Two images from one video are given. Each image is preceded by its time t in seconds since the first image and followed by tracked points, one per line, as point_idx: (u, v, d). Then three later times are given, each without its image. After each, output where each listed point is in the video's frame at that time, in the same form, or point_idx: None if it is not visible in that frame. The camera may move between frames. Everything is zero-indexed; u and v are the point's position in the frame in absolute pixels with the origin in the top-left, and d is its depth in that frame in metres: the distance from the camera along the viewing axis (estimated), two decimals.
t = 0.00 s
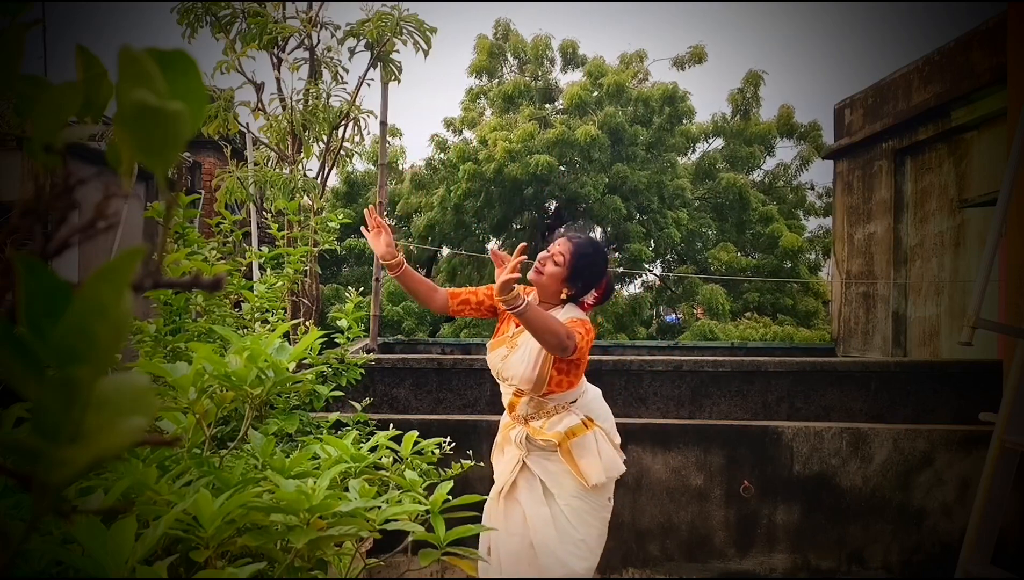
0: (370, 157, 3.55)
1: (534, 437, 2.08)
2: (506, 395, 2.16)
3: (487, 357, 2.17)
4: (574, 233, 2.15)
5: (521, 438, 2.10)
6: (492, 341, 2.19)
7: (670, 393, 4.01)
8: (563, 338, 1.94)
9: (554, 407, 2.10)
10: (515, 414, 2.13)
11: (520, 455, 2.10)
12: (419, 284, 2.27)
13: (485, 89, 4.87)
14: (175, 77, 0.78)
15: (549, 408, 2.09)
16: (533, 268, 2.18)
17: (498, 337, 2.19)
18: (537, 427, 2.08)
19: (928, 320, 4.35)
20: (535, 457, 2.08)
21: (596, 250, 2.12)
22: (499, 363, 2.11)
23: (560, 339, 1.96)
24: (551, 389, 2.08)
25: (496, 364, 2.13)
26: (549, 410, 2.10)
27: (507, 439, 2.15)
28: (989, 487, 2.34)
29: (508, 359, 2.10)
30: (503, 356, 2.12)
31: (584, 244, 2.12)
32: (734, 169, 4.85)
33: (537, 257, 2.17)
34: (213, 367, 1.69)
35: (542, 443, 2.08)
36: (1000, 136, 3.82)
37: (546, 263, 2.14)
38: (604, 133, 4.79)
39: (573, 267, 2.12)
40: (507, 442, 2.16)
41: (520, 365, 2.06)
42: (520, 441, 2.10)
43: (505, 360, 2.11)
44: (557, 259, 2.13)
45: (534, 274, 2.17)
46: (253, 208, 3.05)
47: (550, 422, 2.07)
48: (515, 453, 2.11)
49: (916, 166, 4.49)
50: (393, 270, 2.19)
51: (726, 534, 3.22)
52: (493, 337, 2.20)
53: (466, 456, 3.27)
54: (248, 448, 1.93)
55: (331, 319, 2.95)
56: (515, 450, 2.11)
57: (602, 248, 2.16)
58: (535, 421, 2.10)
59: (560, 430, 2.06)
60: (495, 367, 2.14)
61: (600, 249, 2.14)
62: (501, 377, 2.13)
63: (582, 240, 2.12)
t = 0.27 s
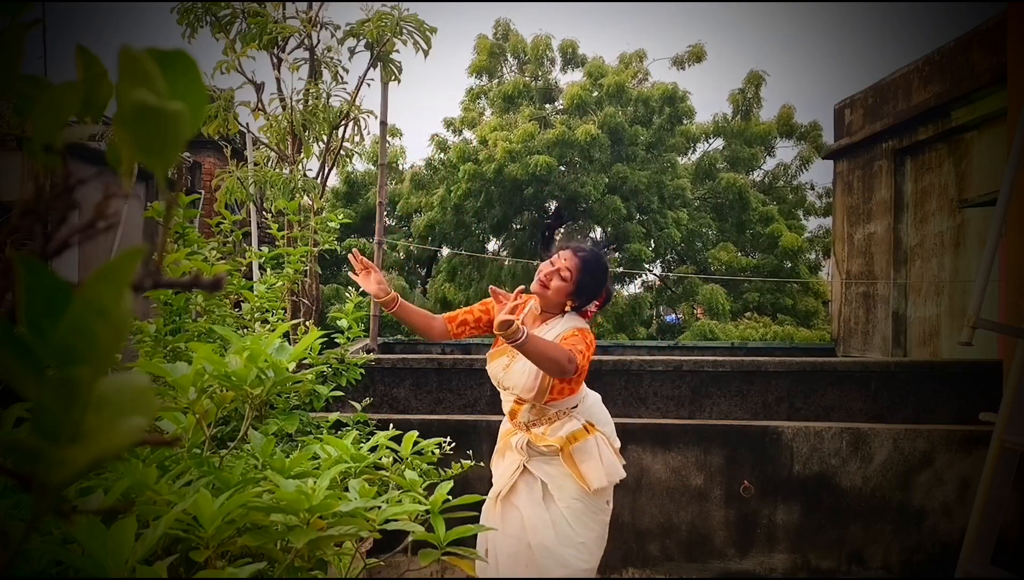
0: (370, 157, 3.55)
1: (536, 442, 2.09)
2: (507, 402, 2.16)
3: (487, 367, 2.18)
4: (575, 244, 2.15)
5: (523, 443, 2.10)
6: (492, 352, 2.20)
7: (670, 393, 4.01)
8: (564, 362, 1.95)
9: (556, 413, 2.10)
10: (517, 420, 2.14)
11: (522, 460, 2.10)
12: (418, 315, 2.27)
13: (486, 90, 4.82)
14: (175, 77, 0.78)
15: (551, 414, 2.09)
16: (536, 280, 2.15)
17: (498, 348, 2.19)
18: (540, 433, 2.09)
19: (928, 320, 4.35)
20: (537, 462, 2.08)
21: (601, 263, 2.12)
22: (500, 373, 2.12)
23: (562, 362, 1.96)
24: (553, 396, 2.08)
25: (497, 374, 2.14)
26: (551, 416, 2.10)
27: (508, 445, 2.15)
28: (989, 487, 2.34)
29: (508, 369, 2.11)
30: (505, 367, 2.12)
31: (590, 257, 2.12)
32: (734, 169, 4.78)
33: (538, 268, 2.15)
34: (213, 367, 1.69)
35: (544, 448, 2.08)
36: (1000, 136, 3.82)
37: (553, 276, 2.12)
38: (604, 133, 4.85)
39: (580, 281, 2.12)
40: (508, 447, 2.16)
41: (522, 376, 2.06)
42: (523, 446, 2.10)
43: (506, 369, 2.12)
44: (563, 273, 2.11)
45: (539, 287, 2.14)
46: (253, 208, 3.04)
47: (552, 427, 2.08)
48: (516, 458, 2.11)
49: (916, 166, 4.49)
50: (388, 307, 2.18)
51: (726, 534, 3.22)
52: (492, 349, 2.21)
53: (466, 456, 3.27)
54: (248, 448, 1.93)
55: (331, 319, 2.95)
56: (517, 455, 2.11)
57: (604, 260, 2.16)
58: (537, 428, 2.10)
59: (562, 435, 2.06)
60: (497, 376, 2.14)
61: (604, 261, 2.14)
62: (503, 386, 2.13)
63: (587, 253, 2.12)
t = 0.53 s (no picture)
0: (370, 157, 3.55)
1: (538, 448, 2.08)
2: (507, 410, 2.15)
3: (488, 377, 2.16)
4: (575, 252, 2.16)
5: (525, 449, 2.10)
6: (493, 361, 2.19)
7: (670, 393, 4.01)
8: (565, 386, 1.95)
9: (558, 419, 2.10)
10: (519, 427, 2.12)
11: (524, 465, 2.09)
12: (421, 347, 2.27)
13: (486, 91, 4.72)
14: (175, 77, 0.78)
15: (553, 421, 2.09)
16: (538, 290, 2.14)
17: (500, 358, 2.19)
18: (542, 439, 2.08)
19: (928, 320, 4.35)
20: (538, 467, 2.08)
21: (602, 271, 2.13)
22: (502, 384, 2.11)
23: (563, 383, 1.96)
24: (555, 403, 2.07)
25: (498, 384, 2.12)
26: (553, 422, 2.10)
27: (509, 450, 2.15)
28: (989, 486, 2.34)
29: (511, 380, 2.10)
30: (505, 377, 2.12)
31: (592, 266, 2.12)
32: (734, 169, 4.81)
33: (540, 278, 2.14)
34: (213, 367, 1.69)
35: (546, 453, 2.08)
36: (1000, 136, 3.82)
37: (558, 287, 2.12)
38: (604, 133, 4.85)
39: (583, 290, 2.13)
40: (508, 452, 2.15)
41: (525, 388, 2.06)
42: (524, 451, 2.09)
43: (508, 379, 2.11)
44: (566, 282, 2.12)
45: (542, 297, 2.13)
46: (253, 208, 3.04)
47: (554, 433, 2.08)
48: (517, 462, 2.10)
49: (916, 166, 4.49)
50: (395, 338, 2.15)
51: (726, 534, 3.22)
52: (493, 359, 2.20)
53: (466, 456, 3.27)
54: (248, 448, 1.93)
55: (331, 319, 2.95)
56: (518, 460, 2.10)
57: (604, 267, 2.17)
58: (539, 434, 2.10)
59: (564, 440, 2.07)
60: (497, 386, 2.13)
61: (604, 268, 2.15)
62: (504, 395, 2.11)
63: (589, 261, 2.12)
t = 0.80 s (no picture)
0: (370, 158, 3.55)
1: (540, 453, 2.08)
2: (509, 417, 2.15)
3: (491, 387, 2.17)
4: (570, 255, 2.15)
5: (527, 453, 2.09)
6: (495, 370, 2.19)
7: (670, 393, 4.01)
8: (563, 407, 1.94)
9: (560, 425, 2.09)
10: (521, 433, 2.11)
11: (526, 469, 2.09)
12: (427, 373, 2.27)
13: (486, 90, 4.76)
14: (175, 77, 0.77)
15: (555, 427, 2.08)
16: (532, 295, 2.14)
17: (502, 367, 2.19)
18: (545, 445, 2.08)
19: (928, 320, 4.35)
20: (541, 471, 2.08)
21: (597, 273, 2.12)
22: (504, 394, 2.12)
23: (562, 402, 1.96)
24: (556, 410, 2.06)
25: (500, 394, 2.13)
26: (555, 428, 2.09)
27: (510, 454, 2.14)
28: (989, 486, 2.34)
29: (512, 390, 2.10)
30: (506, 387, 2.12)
31: (585, 268, 2.11)
32: (735, 169, 4.82)
33: (535, 284, 2.14)
34: (213, 367, 1.69)
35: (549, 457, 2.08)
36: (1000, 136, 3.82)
37: (550, 289, 2.12)
38: (604, 133, 4.79)
39: (577, 292, 2.11)
40: (509, 456, 2.14)
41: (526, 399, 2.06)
42: (526, 455, 2.09)
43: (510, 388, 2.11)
44: (560, 285, 2.11)
45: (536, 301, 2.13)
46: (253, 208, 3.04)
47: (557, 438, 2.08)
48: (519, 466, 2.10)
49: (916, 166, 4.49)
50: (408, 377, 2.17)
51: (726, 534, 3.22)
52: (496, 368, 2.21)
53: (466, 456, 3.27)
54: (248, 448, 1.93)
55: (331, 319, 2.95)
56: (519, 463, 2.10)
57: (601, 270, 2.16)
58: (542, 439, 2.09)
59: (567, 445, 2.06)
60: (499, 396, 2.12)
61: (600, 271, 2.13)
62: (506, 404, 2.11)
63: (583, 263, 2.12)
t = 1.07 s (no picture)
0: (370, 158, 3.55)
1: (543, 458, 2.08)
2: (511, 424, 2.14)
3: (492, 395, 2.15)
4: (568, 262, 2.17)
5: (530, 458, 2.09)
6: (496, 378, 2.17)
7: (671, 393, 4.01)
8: (561, 422, 1.96)
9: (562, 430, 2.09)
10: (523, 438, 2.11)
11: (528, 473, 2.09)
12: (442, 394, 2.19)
13: (486, 90, 4.69)
14: (175, 77, 0.78)
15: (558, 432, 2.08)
16: (531, 301, 2.14)
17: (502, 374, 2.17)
18: (548, 450, 2.08)
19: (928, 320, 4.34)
20: (543, 474, 2.08)
21: (595, 278, 2.12)
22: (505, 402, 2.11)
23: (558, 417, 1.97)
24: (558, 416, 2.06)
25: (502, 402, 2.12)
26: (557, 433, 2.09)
27: (512, 458, 2.14)
28: (989, 486, 2.34)
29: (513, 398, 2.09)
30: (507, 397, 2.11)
31: (584, 273, 2.13)
32: (735, 169, 4.81)
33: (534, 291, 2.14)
34: (213, 367, 1.69)
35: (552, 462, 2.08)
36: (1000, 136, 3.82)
37: (548, 295, 2.12)
38: (604, 133, 4.78)
39: (576, 298, 2.11)
40: (511, 459, 2.14)
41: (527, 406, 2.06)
42: (529, 460, 2.09)
43: (511, 397, 2.10)
44: (558, 292, 2.12)
45: (535, 309, 2.13)
46: (253, 208, 3.04)
47: (560, 444, 2.07)
48: (521, 469, 2.10)
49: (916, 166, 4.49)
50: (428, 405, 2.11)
51: (726, 534, 3.22)
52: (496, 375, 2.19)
53: (466, 456, 3.27)
54: (248, 448, 1.93)
55: (331, 319, 2.95)
56: (522, 467, 2.10)
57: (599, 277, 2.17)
58: (544, 444, 2.09)
59: (570, 450, 2.07)
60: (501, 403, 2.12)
61: (599, 277, 2.14)
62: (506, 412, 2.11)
63: (581, 270, 2.13)
